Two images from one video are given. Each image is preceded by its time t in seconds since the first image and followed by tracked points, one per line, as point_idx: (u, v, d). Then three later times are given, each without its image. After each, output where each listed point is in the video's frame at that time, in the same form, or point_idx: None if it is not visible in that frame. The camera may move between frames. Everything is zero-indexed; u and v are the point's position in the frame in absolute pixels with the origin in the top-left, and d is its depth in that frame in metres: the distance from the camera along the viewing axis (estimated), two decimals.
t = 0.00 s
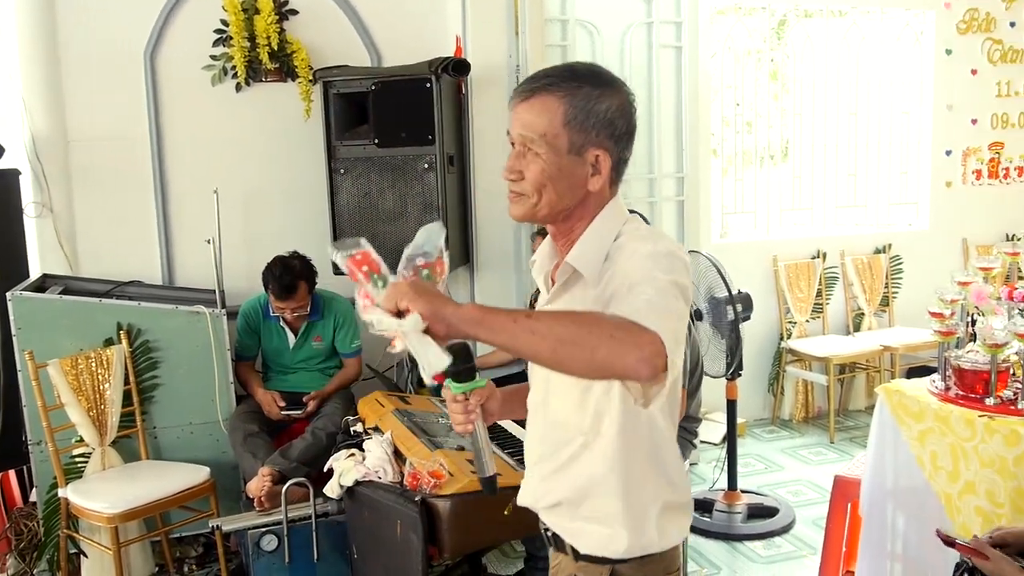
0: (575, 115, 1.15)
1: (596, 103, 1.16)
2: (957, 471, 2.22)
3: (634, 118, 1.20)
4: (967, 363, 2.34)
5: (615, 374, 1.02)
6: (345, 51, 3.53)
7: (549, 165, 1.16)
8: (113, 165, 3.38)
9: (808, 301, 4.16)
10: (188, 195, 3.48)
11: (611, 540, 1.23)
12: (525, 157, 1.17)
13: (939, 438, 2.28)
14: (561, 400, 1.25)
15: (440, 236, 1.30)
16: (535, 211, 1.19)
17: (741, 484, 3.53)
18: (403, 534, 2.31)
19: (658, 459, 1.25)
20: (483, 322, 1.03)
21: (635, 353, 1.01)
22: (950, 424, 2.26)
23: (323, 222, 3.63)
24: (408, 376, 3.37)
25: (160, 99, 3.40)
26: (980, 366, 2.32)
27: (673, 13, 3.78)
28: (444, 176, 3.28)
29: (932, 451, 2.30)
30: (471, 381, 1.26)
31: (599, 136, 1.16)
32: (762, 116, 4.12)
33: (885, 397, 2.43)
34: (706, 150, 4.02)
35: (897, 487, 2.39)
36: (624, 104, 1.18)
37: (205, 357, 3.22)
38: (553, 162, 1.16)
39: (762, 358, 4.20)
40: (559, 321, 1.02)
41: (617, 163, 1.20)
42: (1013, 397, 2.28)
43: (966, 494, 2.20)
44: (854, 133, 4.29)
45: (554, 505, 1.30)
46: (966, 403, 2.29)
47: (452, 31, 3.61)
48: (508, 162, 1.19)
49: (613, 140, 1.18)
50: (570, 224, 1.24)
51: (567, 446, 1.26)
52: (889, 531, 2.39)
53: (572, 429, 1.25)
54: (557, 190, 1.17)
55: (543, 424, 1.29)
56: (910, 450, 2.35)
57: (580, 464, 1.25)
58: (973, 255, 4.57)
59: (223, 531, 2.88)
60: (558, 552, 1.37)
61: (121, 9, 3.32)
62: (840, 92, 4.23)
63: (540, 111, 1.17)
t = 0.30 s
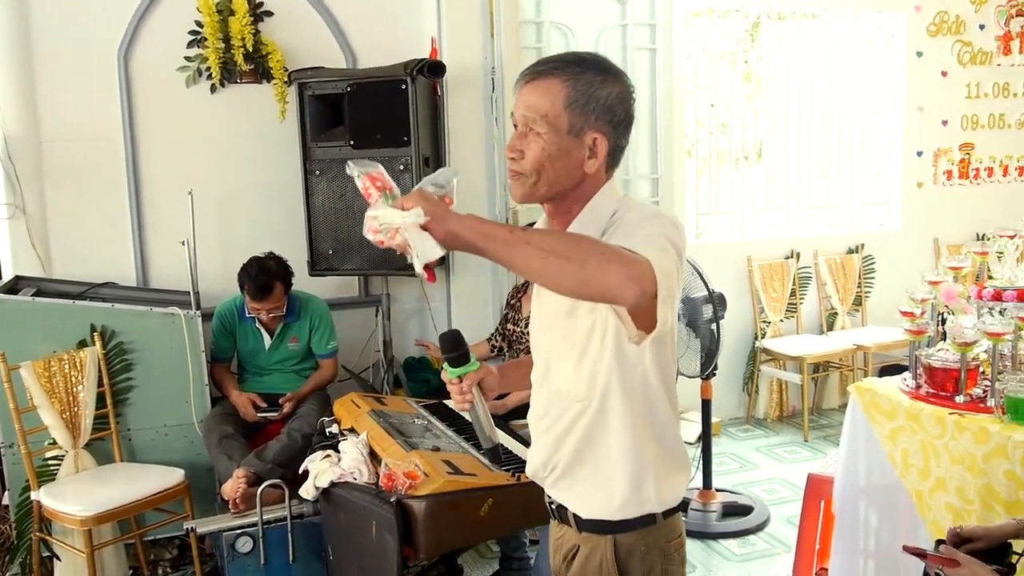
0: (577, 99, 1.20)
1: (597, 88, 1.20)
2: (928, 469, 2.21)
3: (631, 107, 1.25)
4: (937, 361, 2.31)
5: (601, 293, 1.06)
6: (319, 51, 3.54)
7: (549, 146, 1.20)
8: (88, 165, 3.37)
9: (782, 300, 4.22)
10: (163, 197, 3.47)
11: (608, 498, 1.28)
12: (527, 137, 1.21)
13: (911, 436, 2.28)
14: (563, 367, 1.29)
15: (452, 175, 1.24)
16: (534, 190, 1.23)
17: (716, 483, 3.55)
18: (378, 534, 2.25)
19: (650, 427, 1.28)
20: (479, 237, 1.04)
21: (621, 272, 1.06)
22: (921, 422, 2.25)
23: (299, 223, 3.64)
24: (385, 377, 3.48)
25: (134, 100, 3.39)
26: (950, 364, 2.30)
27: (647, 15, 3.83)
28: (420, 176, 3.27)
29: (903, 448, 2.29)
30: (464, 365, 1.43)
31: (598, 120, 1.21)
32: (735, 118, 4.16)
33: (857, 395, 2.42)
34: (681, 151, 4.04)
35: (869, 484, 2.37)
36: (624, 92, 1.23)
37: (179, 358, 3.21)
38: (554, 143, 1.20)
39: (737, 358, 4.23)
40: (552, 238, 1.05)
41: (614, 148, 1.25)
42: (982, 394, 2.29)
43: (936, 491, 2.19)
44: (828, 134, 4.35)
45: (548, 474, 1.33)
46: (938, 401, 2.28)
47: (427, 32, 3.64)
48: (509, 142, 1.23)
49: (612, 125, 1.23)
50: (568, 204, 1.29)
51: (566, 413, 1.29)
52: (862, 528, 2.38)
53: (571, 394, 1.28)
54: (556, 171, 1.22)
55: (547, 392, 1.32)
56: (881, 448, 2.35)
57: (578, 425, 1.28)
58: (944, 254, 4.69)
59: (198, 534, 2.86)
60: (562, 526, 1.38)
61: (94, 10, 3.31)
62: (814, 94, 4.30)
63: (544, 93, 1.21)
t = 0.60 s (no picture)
0: (576, 103, 1.21)
1: (597, 93, 1.22)
2: (899, 467, 2.21)
3: (634, 112, 1.26)
4: (909, 361, 2.32)
5: (592, 316, 1.04)
6: (295, 52, 3.54)
7: (548, 150, 1.22)
8: (61, 166, 3.34)
9: (756, 301, 4.28)
10: (137, 198, 3.45)
11: (616, 508, 1.29)
12: (527, 141, 1.23)
13: (883, 435, 2.28)
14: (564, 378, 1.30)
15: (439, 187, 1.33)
16: (533, 194, 1.25)
17: (692, 483, 3.58)
18: (354, 536, 2.23)
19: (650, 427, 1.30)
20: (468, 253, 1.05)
21: (611, 297, 1.04)
22: (892, 421, 2.24)
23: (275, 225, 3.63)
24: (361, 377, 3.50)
25: (108, 101, 3.37)
26: (921, 364, 2.31)
27: (622, 18, 3.85)
28: (396, 178, 3.27)
29: (876, 447, 2.29)
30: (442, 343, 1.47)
31: (599, 124, 1.22)
32: (710, 120, 4.25)
33: (830, 395, 2.44)
34: (656, 152, 4.10)
35: (842, 483, 2.39)
36: (624, 97, 1.24)
37: (154, 360, 3.19)
38: (553, 147, 1.21)
39: (713, 359, 4.27)
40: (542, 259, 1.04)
41: (615, 154, 1.26)
42: (953, 394, 2.29)
43: (908, 489, 2.18)
44: (800, 136, 4.48)
45: (546, 479, 1.34)
46: (909, 401, 2.28)
47: (404, 34, 3.67)
48: (510, 146, 1.24)
49: (613, 130, 1.24)
50: (567, 209, 1.30)
51: (567, 420, 1.31)
52: (836, 526, 2.39)
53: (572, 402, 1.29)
54: (555, 175, 1.23)
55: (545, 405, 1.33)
56: (856, 447, 2.35)
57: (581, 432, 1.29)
58: (916, 255, 4.83)
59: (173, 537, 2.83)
60: (562, 534, 1.38)
61: (68, 9, 3.29)
62: (788, 95, 4.41)
63: (546, 97, 1.23)
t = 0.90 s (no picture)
0: (598, 95, 1.19)
1: (619, 86, 1.19)
2: (875, 466, 2.23)
3: (656, 108, 1.23)
4: (884, 361, 2.35)
5: (628, 339, 0.96)
6: (275, 53, 3.54)
7: (568, 144, 1.18)
8: (37, 166, 3.31)
9: (735, 302, 4.32)
10: (115, 199, 3.43)
11: (640, 531, 1.20)
12: (546, 135, 1.20)
13: (859, 434, 2.30)
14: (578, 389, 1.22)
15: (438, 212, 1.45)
16: (552, 189, 1.21)
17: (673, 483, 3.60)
18: (333, 537, 2.23)
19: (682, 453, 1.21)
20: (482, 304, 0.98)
21: (642, 313, 0.96)
22: (868, 420, 2.27)
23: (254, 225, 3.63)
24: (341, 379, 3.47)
25: (85, 101, 3.35)
26: (896, 364, 2.34)
27: (602, 19, 3.87)
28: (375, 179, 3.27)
29: (852, 446, 2.32)
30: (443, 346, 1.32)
31: (621, 118, 1.19)
32: (689, 123, 4.31)
33: (807, 394, 2.46)
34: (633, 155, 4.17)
35: (819, 481, 2.41)
36: (647, 91, 1.21)
37: (131, 362, 3.18)
38: (573, 141, 1.18)
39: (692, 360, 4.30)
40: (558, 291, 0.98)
41: (636, 150, 1.22)
42: (927, 393, 2.31)
43: (883, 488, 2.21)
44: (778, 139, 4.54)
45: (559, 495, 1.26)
46: (884, 400, 2.31)
47: (383, 36, 3.68)
48: (528, 141, 1.21)
49: (635, 125, 1.20)
50: (586, 208, 1.25)
51: (583, 433, 1.23)
52: (812, 523, 2.41)
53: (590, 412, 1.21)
54: (575, 170, 1.19)
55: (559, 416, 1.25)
56: (831, 447, 2.39)
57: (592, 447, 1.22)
58: (891, 256, 4.90)
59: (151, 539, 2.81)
60: (575, 559, 1.29)
61: (44, 9, 3.27)
62: (766, 99, 4.48)
63: (565, 90, 1.20)
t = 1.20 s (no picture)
0: (616, 97, 1.18)
1: (639, 88, 1.18)
2: (862, 466, 2.25)
3: (676, 111, 1.22)
4: (870, 361, 2.37)
5: (695, 417, 0.90)
6: (265, 54, 3.53)
7: (585, 147, 1.18)
8: (25, 166, 3.29)
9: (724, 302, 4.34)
10: (103, 199, 3.42)
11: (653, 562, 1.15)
12: (563, 137, 1.20)
13: (846, 434, 2.32)
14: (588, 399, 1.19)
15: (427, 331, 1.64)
16: (568, 192, 1.20)
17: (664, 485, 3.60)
18: (321, 538, 2.23)
19: (694, 465, 1.17)
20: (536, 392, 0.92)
21: (708, 389, 0.91)
22: (855, 420, 2.28)
23: (244, 225, 3.62)
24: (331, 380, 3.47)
25: (72, 101, 3.33)
26: (882, 364, 2.35)
27: (591, 20, 3.88)
28: (365, 180, 3.28)
29: (839, 446, 2.33)
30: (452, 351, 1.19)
31: (640, 121, 1.18)
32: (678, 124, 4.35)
33: (795, 395, 2.48)
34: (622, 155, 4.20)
35: (808, 480, 2.42)
36: (667, 93, 1.20)
37: (120, 364, 3.16)
38: (590, 143, 1.18)
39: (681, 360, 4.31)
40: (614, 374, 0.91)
41: (654, 153, 1.22)
42: (914, 393, 2.33)
43: (871, 487, 2.22)
44: (766, 140, 4.58)
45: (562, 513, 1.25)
46: (870, 400, 2.32)
47: (373, 36, 3.67)
48: (544, 142, 1.22)
49: (654, 128, 1.20)
50: (602, 214, 1.24)
51: (588, 448, 1.20)
52: (800, 522, 2.41)
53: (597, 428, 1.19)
54: (591, 173, 1.19)
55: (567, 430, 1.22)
56: (819, 446, 2.40)
57: (597, 458, 1.19)
58: (878, 257, 4.93)
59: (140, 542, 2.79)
60: None
61: (31, 8, 3.24)
62: (755, 101, 4.51)
63: (584, 90, 1.20)
